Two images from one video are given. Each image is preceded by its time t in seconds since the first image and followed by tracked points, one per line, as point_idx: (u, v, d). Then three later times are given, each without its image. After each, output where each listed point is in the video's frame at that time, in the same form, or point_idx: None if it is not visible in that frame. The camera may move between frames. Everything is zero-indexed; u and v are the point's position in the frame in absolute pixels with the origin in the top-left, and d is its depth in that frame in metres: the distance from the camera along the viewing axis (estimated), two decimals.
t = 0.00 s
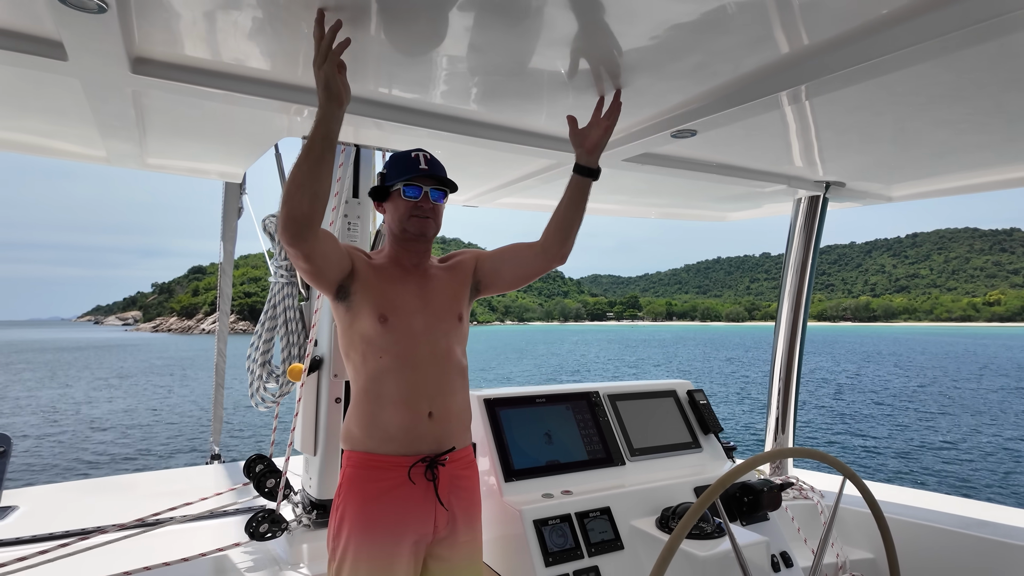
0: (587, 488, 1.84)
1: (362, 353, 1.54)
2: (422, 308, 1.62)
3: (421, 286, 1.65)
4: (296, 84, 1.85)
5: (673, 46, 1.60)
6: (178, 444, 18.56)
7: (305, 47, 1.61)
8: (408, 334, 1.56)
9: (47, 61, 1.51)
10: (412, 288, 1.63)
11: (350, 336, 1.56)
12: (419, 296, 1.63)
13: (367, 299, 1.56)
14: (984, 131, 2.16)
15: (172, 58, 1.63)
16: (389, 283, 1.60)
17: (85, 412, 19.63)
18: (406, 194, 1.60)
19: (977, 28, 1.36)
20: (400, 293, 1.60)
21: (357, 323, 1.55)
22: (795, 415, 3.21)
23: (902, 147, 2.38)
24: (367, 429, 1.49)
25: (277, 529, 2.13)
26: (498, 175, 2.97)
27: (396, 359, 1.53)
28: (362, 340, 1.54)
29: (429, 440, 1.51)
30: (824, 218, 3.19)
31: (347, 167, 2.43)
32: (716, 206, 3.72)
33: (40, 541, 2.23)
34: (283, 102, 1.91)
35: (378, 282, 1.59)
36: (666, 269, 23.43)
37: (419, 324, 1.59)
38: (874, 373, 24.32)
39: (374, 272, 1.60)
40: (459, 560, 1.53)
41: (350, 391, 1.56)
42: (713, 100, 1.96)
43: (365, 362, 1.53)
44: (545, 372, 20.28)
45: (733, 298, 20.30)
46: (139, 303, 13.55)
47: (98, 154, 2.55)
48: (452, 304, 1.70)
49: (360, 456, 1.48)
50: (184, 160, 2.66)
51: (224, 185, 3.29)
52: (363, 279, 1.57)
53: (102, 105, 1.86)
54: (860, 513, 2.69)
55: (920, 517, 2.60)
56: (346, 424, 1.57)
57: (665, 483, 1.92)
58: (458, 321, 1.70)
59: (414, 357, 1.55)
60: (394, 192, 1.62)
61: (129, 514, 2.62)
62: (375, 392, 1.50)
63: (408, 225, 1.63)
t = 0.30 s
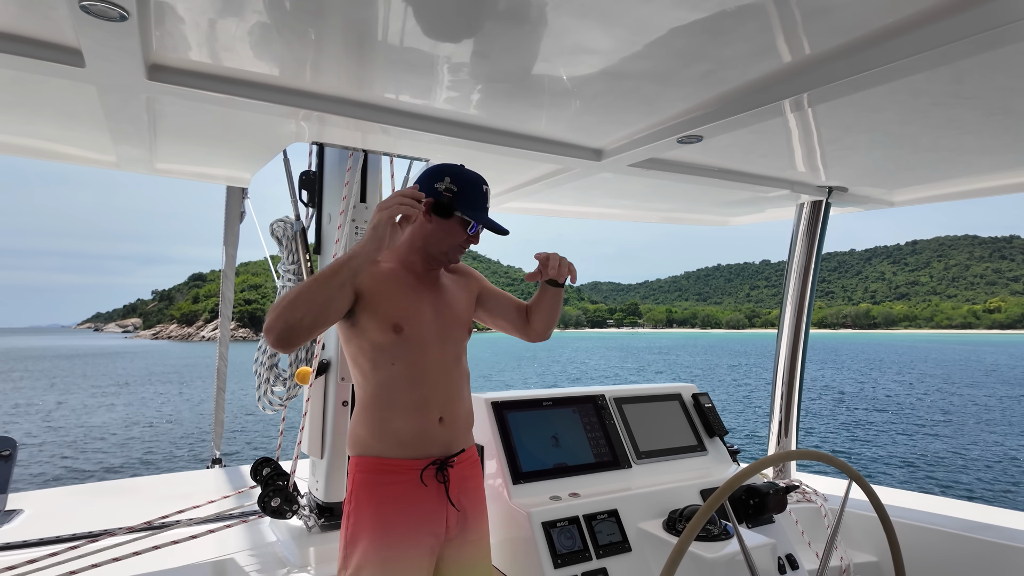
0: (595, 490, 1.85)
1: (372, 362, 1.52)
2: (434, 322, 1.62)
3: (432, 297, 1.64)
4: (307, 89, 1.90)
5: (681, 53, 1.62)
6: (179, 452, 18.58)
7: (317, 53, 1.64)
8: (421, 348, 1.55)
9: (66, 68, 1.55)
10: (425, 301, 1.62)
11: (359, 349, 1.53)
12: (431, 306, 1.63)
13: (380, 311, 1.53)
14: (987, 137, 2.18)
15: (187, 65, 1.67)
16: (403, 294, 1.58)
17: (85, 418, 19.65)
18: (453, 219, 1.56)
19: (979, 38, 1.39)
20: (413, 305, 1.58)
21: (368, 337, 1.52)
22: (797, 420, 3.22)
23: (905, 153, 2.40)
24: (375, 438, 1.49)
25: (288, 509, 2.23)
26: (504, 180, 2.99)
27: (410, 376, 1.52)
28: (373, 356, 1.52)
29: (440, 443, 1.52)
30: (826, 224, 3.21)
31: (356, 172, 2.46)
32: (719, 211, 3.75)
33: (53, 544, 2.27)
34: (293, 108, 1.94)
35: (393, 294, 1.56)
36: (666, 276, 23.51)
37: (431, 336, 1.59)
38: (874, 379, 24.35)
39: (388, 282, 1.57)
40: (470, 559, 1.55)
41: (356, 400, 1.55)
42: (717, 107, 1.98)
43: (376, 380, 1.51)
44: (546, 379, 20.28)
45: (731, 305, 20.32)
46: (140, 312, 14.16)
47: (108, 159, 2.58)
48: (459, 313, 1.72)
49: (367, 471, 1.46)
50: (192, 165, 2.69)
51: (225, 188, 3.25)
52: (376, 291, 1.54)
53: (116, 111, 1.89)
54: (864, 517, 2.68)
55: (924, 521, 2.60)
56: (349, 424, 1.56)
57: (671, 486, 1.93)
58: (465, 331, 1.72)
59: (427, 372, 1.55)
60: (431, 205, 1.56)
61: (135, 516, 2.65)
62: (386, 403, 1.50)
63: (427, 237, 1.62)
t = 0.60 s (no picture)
0: (598, 494, 1.86)
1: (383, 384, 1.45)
2: (435, 338, 1.57)
3: (432, 307, 1.60)
4: (314, 97, 1.93)
5: (682, 61, 1.65)
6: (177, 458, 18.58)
7: (323, 61, 1.67)
8: (427, 363, 1.52)
9: (78, 77, 1.59)
10: (427, 313, 1.57)
11: (359, 367, 1.44)
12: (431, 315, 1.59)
13: (389, 326, 1.45)
14: (983, 143, 2.21)
15: (197, 73, 1.70)
16: (408, 305, 1.51)
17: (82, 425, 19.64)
18: (468, 233, 1.56)
19: (974, 48, 1.42)
20: (419, 318, 1.53)
21: (372, 356, 1.44)
22: (797, 424, 3.23)
23: (903, 159, 2.43)
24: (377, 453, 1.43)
25: (293, 516, 2.26)
26: (506, 185, 3.02)
27: (415, 394, 1.48)
28: (376, 377, 1.44)
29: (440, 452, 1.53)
30: (825, 229, 3.24)
31: (361, 179, 2.49)
32: (718, 216, 3.78)
33: (58, 548, 2.28)
34: (296, 115, 1.97)
35: (400, 309, 1.48)
36: (665, 282, 23.64)
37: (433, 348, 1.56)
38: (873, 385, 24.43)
39: (394, 295, 1.48)
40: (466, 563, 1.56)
41: (349, 420, 1.47)
42: (718, 114, 2.01)
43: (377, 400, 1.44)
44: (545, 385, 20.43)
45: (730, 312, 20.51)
46: (138, 318, 14.95)
47: (114, 165, 2.61)
48: (450, 321, 1.70)
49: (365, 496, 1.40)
50: (197, 172, 2.72)
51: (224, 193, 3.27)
52: (385, 306, 1.45)
53: (125, 118, 1.92)
54: (865, 519, 2.69)
55: (923, 522, 2.61)
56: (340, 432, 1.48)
57: (673, 489, 1.95)
58: (457, 339, 1.71)
59: (431, 389, 1.52)
60: (448, 216, 1.52)
61: (135, 520, 2.66)
62: (390, 422, 1.45)
63: (432, 245, 1.57)
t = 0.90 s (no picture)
0: (603, 496, 1.88)
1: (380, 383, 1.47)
2: (430, 339, 1.62)
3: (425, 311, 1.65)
4: (321, 106, 1.97)
5: (683, 70, 1.69)
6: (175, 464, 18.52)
7: (331, 70, 1.71)
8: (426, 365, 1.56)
9: (93, 86, 1.63)
10: (420, 315, 1.62)
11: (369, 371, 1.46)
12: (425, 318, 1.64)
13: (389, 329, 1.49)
14: (980, 149, 2.25)
15: (210, 83, 1.75)
16: (404, 308, 1.56)
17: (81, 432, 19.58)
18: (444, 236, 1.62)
19: (968, 59, 1.46)
20: (414, 320, 1.57)
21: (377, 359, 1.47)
22: (796, 427, 3.25)
23: (900, 165, 2.47)
24: (380, 459, 1.43)
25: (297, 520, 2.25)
26: (509, 191, 3.05)
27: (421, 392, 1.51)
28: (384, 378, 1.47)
29: (440, 459, 1.53)
30: (823, 234, 3.27)
31: (365, 185, 2.52)
32: (717, 221, 3.81)
33: (64, 554, 2.31)
34: (302, 123, 2.00)
35: (398, 310, 1.53)
36: (664, 289, 23.67)
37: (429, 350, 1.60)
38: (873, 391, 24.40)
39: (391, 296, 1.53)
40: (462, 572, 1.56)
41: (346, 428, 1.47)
42: (717, 123, 2.05)
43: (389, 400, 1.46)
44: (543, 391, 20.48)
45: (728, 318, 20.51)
46: (139, 323, 14.70)
47: (122, 172, 2.64)
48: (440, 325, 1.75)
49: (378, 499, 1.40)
50: (204, 178, 2.75)
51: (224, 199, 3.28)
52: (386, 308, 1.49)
53: (136, 126, 1.96)
54: (865, 522, 2.71)
55: (921, 524, 2.64)
56: (339, 444, 1.47)
57: (676, 491, 1.97)
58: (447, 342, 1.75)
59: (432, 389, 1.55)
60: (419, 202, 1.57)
61: (139, 524, 2.67)
62: (400, 422, 1.46)
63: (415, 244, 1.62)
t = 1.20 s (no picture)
0: (604, 503, 1.90)
1: (384, 385, 1.48)
2: (437, 343, 1.61)
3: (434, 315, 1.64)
4: (326, 118, 2.00)
5: (682, 82, 1.71)
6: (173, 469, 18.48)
7: (335, 82, 1.74)
8: (431, 367, 1.55)
9: (103, 99, 1.67)
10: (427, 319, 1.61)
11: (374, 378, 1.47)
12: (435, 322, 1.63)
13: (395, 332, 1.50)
14: (974, 159, 2.28)
15: (217, 96, 1.79)
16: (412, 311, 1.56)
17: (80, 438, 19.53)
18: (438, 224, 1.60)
19: (964, 71, 1.48)
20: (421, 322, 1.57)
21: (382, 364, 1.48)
22: (796, 432, 3.26)
23: (896, 174, 2.50)
24: (383, 463, 1.45)
25: (300, 538, 2.29)
26: (509, 200, 3.08)
27: (426, 395, 1.51)
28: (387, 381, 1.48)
29: (448, 467, 1.53)
30: (821, 240, 3.29)
31: (368, 195, 2.55)
32: (716, 228, 3.84)
33: (69, 563, 2.32)
34: (305, 133, 2.02)
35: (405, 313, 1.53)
36: (664, 294, 23.63)
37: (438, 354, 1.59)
38: (872, 397, 24.38)
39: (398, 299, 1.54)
40: None
41: (356, 430, 1.50)
42: (715, 133, 2.08)
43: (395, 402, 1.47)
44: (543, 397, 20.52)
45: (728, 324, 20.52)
46: (135, 330, 15.23)
47: (126, 181, 2.66)
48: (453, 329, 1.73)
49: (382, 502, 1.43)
50: (207, 188, 2.77)
51: (224, 207, 3.31)
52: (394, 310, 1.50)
53: (144, 137, 2.00)
54: (864, 527, 2.73)
55: (920, 528, 2.65)
56: (347, 449, 1.50)
57: (678, 497, 1.99)
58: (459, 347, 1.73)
59: (437, 392, 1.54)
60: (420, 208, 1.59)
61: (142, 531, 2.69)
62: (404, 426, 1.47)
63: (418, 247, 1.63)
